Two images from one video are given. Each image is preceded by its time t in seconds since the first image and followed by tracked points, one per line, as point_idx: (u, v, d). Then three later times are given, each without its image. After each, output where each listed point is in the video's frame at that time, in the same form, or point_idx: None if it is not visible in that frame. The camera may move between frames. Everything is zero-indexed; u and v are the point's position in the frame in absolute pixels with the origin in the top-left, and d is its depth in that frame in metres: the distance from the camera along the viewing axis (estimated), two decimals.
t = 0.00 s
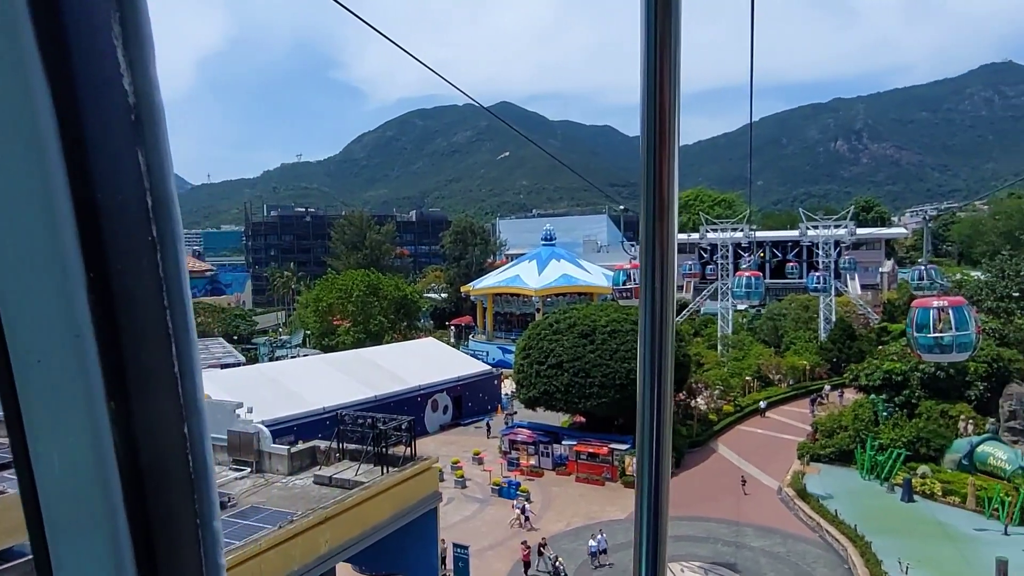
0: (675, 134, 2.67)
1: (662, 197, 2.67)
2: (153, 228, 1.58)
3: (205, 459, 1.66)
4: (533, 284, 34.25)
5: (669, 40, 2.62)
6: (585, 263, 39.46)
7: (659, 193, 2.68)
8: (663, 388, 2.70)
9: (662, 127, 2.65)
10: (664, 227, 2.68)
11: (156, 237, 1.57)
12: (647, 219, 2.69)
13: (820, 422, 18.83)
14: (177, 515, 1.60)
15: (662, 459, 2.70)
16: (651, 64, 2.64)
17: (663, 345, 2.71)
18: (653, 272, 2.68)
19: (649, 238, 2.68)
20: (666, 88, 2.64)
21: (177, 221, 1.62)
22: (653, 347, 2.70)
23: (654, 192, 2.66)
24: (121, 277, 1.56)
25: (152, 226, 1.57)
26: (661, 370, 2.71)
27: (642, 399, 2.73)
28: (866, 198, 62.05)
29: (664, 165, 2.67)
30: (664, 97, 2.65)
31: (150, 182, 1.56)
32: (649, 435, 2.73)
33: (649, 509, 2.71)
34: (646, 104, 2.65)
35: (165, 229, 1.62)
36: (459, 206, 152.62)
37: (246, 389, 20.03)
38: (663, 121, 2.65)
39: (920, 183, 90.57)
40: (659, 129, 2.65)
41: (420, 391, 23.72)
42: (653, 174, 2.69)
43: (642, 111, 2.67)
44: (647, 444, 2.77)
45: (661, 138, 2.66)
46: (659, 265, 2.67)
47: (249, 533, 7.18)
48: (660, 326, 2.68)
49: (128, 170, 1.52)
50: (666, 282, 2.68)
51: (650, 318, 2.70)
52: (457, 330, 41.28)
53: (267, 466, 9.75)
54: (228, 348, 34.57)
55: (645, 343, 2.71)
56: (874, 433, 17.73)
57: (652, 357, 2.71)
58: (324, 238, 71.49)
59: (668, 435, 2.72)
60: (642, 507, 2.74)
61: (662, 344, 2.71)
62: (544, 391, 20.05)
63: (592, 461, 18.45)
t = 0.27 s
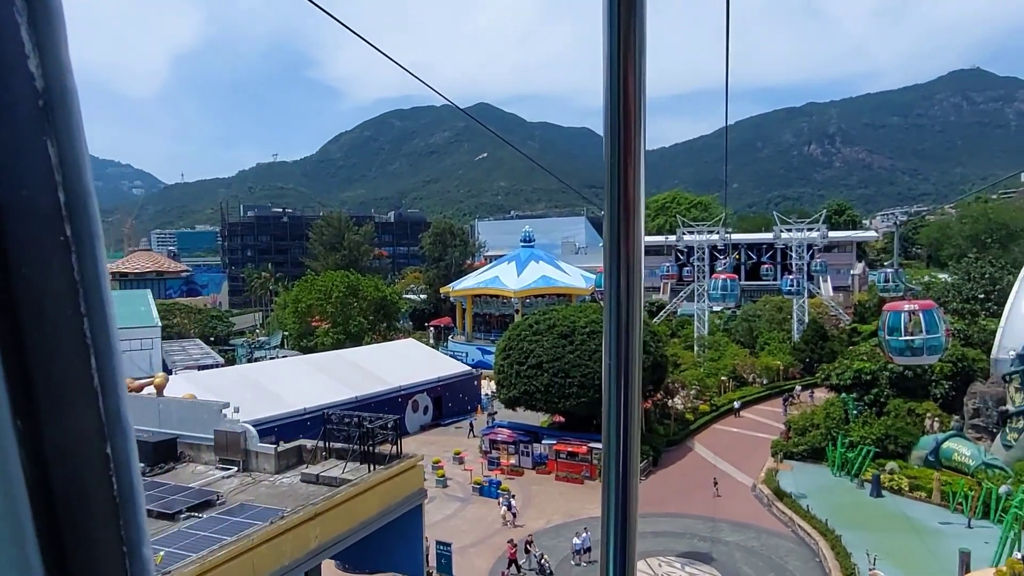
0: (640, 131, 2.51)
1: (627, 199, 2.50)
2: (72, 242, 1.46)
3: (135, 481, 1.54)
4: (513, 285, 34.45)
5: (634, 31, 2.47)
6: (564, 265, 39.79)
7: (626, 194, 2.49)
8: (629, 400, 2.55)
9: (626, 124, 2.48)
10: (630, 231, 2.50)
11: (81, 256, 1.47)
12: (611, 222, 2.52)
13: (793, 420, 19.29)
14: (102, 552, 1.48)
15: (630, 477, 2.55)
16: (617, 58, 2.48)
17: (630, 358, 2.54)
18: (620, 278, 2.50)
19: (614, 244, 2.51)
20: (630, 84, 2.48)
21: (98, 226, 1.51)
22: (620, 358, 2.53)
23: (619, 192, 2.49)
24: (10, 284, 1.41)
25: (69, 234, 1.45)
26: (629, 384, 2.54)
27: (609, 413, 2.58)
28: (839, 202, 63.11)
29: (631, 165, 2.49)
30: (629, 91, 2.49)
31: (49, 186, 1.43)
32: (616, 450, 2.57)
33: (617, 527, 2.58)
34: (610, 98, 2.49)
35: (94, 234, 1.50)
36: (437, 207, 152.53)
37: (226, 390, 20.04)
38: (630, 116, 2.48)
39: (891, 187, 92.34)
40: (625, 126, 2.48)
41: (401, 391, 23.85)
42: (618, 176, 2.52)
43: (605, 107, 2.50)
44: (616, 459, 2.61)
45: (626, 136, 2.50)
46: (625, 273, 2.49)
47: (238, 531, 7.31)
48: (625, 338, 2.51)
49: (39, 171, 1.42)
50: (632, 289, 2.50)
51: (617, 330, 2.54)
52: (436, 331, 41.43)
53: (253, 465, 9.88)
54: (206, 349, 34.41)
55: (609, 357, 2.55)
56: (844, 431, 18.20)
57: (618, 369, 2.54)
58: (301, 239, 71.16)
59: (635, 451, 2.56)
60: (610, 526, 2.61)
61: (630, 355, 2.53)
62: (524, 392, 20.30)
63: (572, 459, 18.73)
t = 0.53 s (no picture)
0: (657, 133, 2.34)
1: (643, 208, 2.32)
2: (24, 237, 1.02)
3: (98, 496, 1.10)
4: (499, 287, 34.65)
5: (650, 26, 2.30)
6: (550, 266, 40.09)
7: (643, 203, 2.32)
8: (643, 425, 2.36)
9: (643, 125, 2.30)
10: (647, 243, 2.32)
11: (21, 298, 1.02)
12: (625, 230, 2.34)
13: (775, 420, 19.70)
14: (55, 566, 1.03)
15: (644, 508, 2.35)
16: (633, 53, 2.29)
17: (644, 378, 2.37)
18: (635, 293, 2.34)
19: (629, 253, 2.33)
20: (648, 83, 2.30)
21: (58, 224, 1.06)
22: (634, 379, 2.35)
23: (634, 200, 2.31)
24: None
25: (18, 227, 1.01)
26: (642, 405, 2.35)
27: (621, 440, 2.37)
28: (821, 205, 64.04)
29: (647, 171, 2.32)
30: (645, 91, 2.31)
31: None
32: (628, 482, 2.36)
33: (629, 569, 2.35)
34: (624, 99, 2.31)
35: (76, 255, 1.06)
36: (422, 209, 152.59)
37: (214, 390, 20.15)
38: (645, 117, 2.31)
39: (872, 191, 93.77)
40: (642, 119, 2.30)
41: (389, 391, 24.02)
42: (632, 182, 2.35)
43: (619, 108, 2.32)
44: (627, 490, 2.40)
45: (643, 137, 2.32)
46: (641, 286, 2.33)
47: (237, 526, 7.50)
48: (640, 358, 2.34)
49: None
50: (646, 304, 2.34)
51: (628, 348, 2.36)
52: (423, 332, 41.58)
53: (248, 463, 10.09)
54: (192, 350, 34.40)
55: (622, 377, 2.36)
56: (824, 430, 18.63)
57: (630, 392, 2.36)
58: (287, 240, 71.10)
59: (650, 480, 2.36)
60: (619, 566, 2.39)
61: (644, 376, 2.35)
62: (511, 392, 20.56)
63: (558, 458, 19.04)
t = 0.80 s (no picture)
0: (690, 135, 2.52)
1: (675, 206, 2.51)
2: None
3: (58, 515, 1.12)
4: (488, 288, 34.91)
5: (683, 37, 2.49)
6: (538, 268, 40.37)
7: (674, 202, 2.51)
8: (671, 409, 2.54)
9: (676, 137, 2.46)
10: (675, 238, 2.53)
11: (2, 373, 1.03)
12: (654, 227, 2.56)
13: (760, 419, 20.09)
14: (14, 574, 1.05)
15: (671, 487, 2.53)
16: (668, 67, 2.46)
17: (672, 364, 2.55)
18: (664, 284, 2.54)
19: (660, 249, 2.53)
20: (681, 90, 2.49)
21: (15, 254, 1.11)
22: (662, 366, 2.55)
23: (665, 199, 2.51)
24: None
25: None
26: (670, 389, 2.54)
27: (647, 420, 2.57)
28: (806, 208, 64.77)
29: (679, 171, 2.51)
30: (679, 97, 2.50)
31: None
32: (654, 460, 2.55)
33: (653, 538, 2.54)
34: (658, 105, 2.49)
35: (17, 325, 1.06)
36: (410, 210, 152.50)
37: (204, 390, 20.26)
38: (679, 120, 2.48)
39: (857, 194, 94.80)
40: (675, 131, 2.48)
41: (379, 392, 24.20)
42: (663, 190, 2.53)
43: (652, 113, 2.51)
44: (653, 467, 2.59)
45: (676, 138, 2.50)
46: (670, 280, 2.54)
47: (238, 521, 7.72)
48: (668, 345, 2.54)
49: None
50: (674, 295, 2.54)
51: (658, 335, 2.56)
52: (412, 333, 41.75)
53: (245, 461, 10.25)
54: (181, 350, 34.39)
55: (649, 361, 2.57)
56: (808, 429, 19.04)
57: (658, 376, 2.55)
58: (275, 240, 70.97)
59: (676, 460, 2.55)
60: (643, 537, 2.58)
61: (671, 363, 2.54)
62: (501, 392, 20.80)
63: (547, 458, 19.37)
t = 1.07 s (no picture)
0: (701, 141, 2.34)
1: (682, 220, 2.35)
2: None
3: None
4: (479, 288, 35.15)
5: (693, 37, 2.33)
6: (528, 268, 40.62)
7: (682, 215, 2.34)
8: (682, 398, 2.38)
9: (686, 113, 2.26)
10: (685, 255, 2.36)
11: None
12: (662, 241, 2.39)
13: (746, 418, 20.44)
14: None
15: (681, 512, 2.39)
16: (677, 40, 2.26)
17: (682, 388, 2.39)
18: (671, 304, 2.37)
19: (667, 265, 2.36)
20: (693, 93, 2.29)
21: None
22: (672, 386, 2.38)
23: (673, 211, 2.33)
24: None
25: None
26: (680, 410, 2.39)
27: (654, 443, 2.41)
28: (793, 209, 65.43)
29: (688, 175, 2.33)
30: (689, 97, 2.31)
31: None
32: (662, 487, 2.39)
33: (662, 532, 2.40)
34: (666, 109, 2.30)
35: None
36: (400, 209, 152.40)
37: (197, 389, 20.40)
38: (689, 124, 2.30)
39: (844, 195, 95.67)
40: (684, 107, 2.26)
41: (370, 391, 24.35)
42: (672, 172, 2.34)
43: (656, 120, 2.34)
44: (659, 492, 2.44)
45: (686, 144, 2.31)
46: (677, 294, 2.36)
47: (241, 515, 7.97)
48: (675, 366, 2.36)
49: None
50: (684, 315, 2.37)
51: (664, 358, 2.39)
52: (402, 333, 41.90)
53: (243, 458, 10.43)
54: (171, 350, 34.39)
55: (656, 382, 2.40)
56: (793, 427, 19.40)
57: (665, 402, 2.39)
58: (264, 240, 70.89)
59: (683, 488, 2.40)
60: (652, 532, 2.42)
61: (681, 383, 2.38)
62: (492, 392, 21.03)
63: (538, 456, 19.64)
